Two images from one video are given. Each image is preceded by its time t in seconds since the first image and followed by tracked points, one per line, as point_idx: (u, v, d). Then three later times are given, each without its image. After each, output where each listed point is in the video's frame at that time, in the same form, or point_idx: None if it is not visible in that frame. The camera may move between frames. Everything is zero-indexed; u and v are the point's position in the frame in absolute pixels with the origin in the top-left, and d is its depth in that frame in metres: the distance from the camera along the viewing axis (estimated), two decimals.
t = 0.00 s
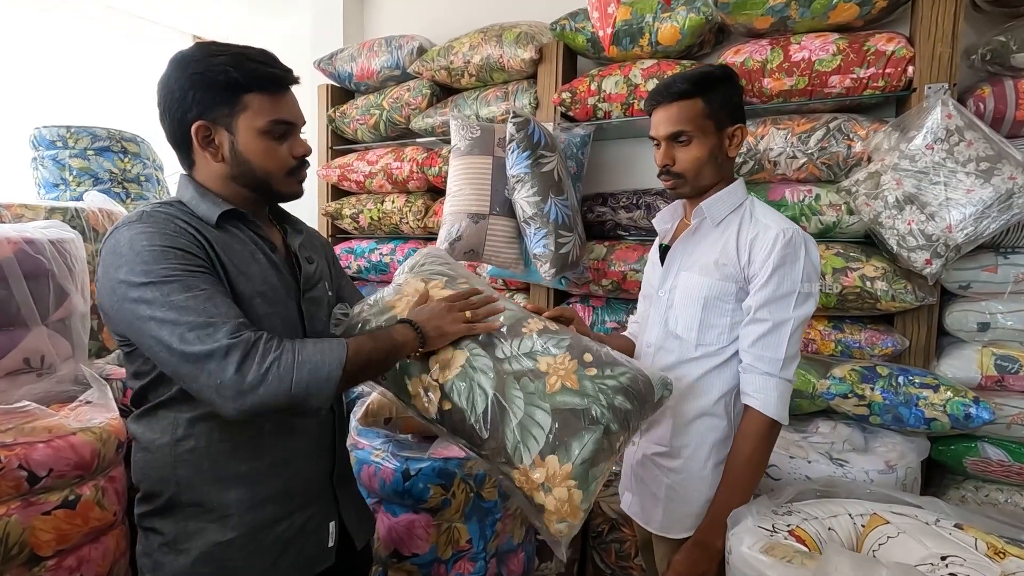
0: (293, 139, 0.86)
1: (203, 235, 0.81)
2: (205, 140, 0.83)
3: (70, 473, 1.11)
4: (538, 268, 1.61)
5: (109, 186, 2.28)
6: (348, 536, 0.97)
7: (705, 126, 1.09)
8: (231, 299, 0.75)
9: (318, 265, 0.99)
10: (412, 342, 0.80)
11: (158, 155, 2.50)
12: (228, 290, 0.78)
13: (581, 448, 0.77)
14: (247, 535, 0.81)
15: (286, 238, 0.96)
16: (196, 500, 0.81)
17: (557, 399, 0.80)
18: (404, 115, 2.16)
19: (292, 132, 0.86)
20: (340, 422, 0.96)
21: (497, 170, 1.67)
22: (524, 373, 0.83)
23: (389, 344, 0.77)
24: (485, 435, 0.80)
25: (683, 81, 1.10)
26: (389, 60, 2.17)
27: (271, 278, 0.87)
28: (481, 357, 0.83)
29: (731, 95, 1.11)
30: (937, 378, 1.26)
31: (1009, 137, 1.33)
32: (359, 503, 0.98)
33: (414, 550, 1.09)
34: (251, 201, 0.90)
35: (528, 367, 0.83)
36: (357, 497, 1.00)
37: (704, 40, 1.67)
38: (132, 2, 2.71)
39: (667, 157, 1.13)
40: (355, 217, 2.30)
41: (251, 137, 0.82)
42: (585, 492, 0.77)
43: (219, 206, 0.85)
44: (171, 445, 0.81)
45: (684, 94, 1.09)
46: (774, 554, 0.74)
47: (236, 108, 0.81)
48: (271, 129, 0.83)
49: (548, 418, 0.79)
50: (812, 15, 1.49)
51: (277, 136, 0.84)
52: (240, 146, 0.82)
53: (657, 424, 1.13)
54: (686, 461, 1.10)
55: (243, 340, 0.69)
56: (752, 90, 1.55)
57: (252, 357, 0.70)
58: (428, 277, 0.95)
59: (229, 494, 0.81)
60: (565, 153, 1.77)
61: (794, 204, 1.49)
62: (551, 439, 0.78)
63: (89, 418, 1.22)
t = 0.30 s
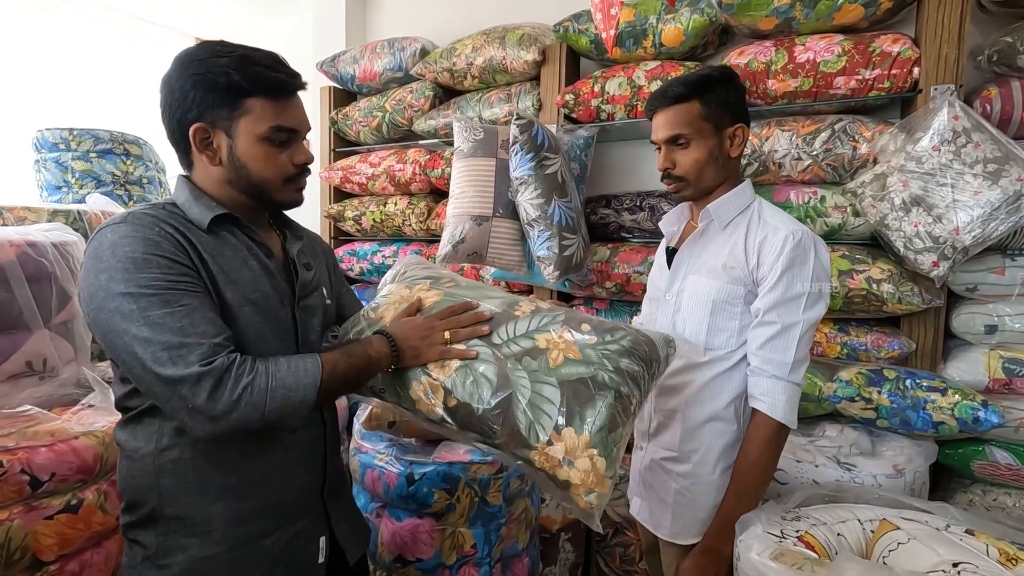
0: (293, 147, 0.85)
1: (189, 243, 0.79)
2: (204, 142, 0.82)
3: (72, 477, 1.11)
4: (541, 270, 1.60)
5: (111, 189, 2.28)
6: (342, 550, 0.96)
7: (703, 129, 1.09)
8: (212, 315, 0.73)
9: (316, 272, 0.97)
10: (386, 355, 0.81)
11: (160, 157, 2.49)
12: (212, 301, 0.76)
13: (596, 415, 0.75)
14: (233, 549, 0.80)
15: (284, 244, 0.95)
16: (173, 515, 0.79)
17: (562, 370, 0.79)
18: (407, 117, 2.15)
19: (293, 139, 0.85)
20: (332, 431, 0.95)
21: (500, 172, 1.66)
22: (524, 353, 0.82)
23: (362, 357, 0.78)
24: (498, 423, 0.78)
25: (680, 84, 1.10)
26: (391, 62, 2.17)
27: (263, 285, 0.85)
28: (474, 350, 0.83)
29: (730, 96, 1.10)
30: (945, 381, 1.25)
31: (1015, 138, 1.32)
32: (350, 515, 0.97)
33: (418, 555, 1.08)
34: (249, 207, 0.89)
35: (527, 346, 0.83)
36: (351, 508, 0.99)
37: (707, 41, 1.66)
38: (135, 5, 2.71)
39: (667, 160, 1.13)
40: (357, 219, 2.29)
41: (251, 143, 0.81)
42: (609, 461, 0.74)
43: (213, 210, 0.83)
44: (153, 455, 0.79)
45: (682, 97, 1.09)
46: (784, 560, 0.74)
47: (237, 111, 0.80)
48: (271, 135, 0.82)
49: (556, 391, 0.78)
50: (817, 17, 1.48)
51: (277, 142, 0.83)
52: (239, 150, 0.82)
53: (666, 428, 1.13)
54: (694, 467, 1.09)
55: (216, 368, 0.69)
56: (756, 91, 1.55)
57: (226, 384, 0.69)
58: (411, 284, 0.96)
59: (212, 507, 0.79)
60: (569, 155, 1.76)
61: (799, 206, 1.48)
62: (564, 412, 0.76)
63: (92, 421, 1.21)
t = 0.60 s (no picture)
0: (289, 152, 0.85)
1: (184, 254, 0.78)
2: (199, 147, 0.82)
3: (75, 482, 1.11)
4: (545, 274, 1.60)
5: (114, 192, 2.29)
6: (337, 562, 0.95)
7: (714, 135, 1.09)
8: (197, 336, 0.72)
9: (313, 280, 0.97)
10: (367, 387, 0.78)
11: (163, 160, 2.50)
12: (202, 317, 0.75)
13: (597, 427, 0.75)
14: (222, 564, 0.79)
15: (280, 251, 0.95)
16: (161, 530, 0.78)
17: (562, 382, 0.78)
18: (409, 120, 2.15)
19: (288, 144, 0.85)
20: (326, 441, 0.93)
21: (503, 176, 1.66)
22: (522, 363, 0.81)
23: (340, 395, 0.76)
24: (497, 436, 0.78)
25: (690, 88, 1.10)
26: (394, 65, 2.17)
27: (260, 295, 0.84)
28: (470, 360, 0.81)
29: (739, 102, 1.10)
30: (951, 386, 1.24)
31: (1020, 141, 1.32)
32: (346, 527, 0.95)
33: (422, 561, 1.07)
34: (244, 213, 0.89)
35: (526, 356, 0.82)
36: (347, 519, 0.97)
37: (710, 44, 1.66)
38: (138, 7, 2.71)
39: (676, 165, 1.12)
40: (359, 222, 2.29)
41: (246, 148, 0.81)
42: (610, 472, 0.74)
43: (210, 217, 0.83)
44: (142, 467, 0.78)
45: (692, 102, 1.09)
46: (791, 568, 0.73)
47: (231, 116, 0.80)
48: (266, 139, 0.82)
49: (556, 403, 0.77)
50: (820, 20, 1.48)
51: (272, 147, 0.83)
52: (233, 155, 0.81)
53: (672, 433, 1.12)
54: (700, 472, 1.08)
55: (186, 404, 0.67)
56: (759, 94, 1.54)
57: (197, 419, 0.68)
58: (405, 292, 0.94)
59: (201, 521, 0.78)
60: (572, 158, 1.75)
61: (803, 210, 1.48)
62: (564, 425, 0.75)
63: (94, 426, 1.21)
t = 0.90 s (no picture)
0: (289, 155, 0.86)
1: (189, 261, 0.78)
2: (198, 152, 0.82)
3: (77, 487, 1.11)
4: (546, 278, 1.60)
5: (116, 196, 2.29)
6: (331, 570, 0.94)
7: (725, 138, 1.08)
8: (206, 343, 0.72)
9: (311, 285, 0.96)
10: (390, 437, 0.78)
11: (165, 163, 2.50)
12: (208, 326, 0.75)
13: (623, 429, 0.75)
14: (217, 573, 0.79)
15: (279, 257, 0.95)
16: (154, 540, 0.78)
17: (579, 389, 0.78)
18: (411, 123, 2.15)
19: (288, 147, 0.85)
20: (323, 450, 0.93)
21: (504, 179, 1.66)
22: (534, 376, 0.80)
23: (366, 453, 0.76)
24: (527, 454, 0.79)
25: (704, 89, 1.09)
26: (395, 69, 2.17)
27: (262, 302, 0.84)
28: (476, 384, 0.81)
29: (748, 107, 1.10)
30: (955, 390, 1.24)
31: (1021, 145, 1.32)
32: (339, 535, 0.95)
33: (425, 566, 1.07)
34: (245, 218, 0.89)
35: (537, 367, 0.81)
36: (341, 526, 0.97)
37: (712, 48, 1.66)
38: (139, 11, 2.72)
39: (684, 165, 1.11)
40: (361, 225, 2.29)
41: (246, 151, 0.81)
42: (644, 472, 0.75)
43: (211, 225, 0.83)
44: (134, 475, 0.77)
45: (705, 103, 1.08)
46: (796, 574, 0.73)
47: (230, 119, 0.80)
48: (266, 142, 0.82)
49: (578, 414, 0.77)
50: (822, 23, 1.48)
51: (272, 150, 0.83)
52: (233, 158, 0.82)
53: (679, 438, 1.12)
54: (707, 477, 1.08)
55: (203, 416, 0.67)
56: (761, 98, 1.54)
57: (215, 431, 0.68)
58: (394, 310, 0.93)
59: (194, 531, 0.78)
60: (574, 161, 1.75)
61: (805, 213, 1.48)
62: (591, 434, 0.76)
63: (96, 431, 1.21)
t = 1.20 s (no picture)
0: (294, 162, 0.86)
1: (205, 278, 0.78)
2: (202, 156, 0.82)
3: (81, 492, 1.11)
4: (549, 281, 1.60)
5: (119, 200, 2.30)
6: None
7: (731, 142, 1.09)
8: (226, 362, 0.71)
9: (316, 291, 0.97)
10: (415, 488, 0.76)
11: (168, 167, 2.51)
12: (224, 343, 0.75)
13: (668, 426, 0.74)
14: None
15: (285, 263, 0.95)
16: (164, 548, 0.78)
17: (615, 394, 0.78)
18: (413, 127, 2.16)
19: (294, 154, 0.86)
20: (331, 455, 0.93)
21: (506, 183, 1.67)
22: (568, 390, 0.80)
23: (389, 504, 0.73)
24: (569, 479, 0.74)
25: (711, 93, 1.10)
26: (397, 73, 2.18)
27: (275, 313, 0.84)
28: (509, 408, 0.80)
29: (751, 113, 1.11)
30: (958, 394, 1.24)
31: None
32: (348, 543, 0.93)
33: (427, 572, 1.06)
34: (248, 224, 0.89)
35: (568, 381, 0.81)
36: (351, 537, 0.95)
37: (714, 52, 1.66)
38: (141, 15, 2.72)
39: (689, 168, 1.11)
40: (363, 229, 2.29)
41: (252, 157, 0.82)
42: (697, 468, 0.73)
43: (224, 237, 0.83)
44: (144, 485, 0.78)
45: (712, 106, 1.09)
46: None
47: (236, 125, 0.81)
48: (272, 149, 0.82)
49: (618, 416, 0.75)
50: (823, 27, 1.48)
51: (278, 156, 0.83)
52: (239, 163, 0.82)
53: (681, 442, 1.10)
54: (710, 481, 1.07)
55: (224, 439, 0.66)
56: (763, 102, 1.55)
57: (234, 455, 0.67)
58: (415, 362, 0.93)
59: (202, 541, 0.78)
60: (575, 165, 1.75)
61: (808, 217, 1.48)
62: (634, 435, 0.74)
63: (100, 436, 1.22)
